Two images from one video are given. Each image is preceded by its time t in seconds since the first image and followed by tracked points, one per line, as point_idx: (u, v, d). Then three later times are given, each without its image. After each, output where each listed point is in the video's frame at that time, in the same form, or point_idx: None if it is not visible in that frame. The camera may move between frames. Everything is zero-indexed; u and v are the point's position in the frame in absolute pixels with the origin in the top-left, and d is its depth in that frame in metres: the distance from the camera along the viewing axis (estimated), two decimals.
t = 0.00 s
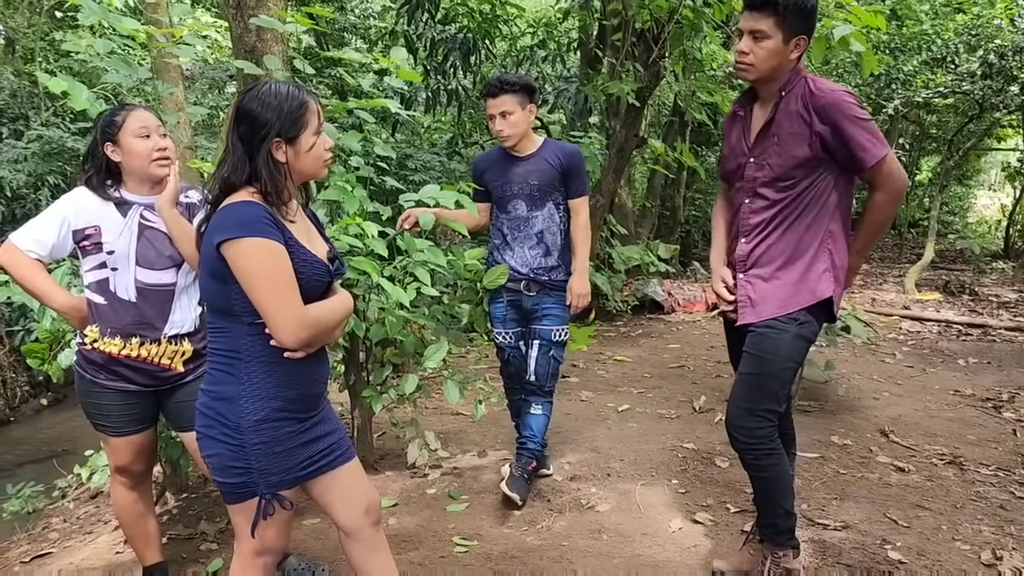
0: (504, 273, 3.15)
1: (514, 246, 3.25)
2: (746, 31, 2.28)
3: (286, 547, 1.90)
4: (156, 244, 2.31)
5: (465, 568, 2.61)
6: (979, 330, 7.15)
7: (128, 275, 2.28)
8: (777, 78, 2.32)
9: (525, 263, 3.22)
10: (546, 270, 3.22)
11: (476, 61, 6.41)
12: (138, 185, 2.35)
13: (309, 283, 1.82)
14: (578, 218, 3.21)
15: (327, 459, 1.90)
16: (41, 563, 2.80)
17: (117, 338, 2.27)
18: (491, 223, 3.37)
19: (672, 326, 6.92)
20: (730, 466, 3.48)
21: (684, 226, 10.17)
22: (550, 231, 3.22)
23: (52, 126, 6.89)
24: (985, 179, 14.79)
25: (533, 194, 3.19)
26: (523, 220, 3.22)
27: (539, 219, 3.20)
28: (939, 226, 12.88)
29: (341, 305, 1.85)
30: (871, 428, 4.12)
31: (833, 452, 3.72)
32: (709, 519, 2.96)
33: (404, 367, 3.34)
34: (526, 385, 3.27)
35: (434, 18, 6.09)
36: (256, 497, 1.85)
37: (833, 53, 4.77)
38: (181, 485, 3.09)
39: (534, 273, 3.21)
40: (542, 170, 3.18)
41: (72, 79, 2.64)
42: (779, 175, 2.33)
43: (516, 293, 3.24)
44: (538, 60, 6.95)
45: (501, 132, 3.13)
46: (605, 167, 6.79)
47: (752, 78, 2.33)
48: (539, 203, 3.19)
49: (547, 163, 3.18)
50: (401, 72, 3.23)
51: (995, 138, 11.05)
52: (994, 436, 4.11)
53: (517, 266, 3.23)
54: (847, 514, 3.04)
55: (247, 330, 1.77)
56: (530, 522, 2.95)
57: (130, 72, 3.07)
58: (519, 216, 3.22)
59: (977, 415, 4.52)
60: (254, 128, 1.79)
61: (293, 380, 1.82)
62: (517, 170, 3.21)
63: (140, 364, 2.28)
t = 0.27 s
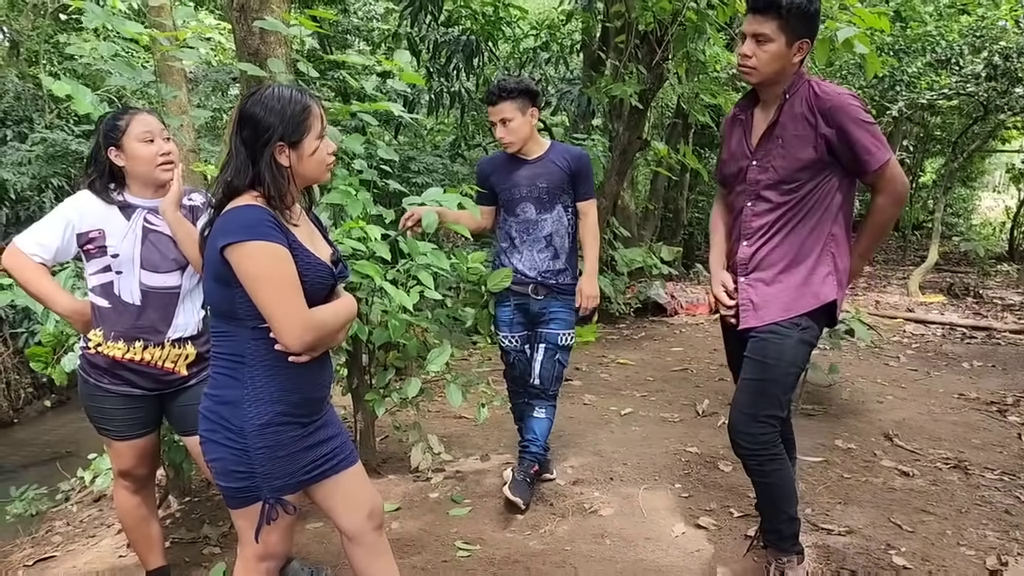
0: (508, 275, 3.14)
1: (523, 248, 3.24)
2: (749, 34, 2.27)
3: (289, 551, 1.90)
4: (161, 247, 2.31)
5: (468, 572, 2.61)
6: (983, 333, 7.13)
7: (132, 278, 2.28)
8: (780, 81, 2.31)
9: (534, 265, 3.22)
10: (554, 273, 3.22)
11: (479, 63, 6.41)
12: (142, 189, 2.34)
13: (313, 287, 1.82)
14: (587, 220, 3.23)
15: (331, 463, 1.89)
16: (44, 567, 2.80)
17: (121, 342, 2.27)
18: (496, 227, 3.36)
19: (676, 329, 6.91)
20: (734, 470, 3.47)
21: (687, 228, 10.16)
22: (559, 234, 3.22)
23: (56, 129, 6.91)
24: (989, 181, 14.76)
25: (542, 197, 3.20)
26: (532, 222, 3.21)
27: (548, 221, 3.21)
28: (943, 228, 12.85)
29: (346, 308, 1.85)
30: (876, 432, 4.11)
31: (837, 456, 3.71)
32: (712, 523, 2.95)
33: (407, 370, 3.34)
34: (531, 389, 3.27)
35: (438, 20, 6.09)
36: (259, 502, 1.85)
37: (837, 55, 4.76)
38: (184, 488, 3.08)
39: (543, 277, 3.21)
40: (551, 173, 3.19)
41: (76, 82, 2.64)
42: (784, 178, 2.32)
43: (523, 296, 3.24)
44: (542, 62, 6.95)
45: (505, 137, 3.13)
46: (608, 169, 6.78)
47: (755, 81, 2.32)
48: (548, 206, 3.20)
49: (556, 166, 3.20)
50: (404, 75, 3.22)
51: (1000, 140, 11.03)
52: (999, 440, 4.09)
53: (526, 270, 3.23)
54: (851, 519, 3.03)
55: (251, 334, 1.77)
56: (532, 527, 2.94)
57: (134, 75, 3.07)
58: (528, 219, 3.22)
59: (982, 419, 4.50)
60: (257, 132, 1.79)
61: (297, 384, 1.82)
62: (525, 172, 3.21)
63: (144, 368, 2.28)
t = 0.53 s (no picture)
0: (506, 285, 3.15)
1: (525, 255, 3.23)
2: (746, 43, 2.27)
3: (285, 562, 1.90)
4: (160, 256, 2.31)
5: None
6: (987, 336, 7.10)
7: (132, 287, 2.28)
8: (778, 90, 2.31)
9: (536, 271, 3.21)
10: (557, 279, 3.21)
11: (481, 66, 6.41)
12: (140, 198, 2.34)
13: (310, 298, 1.81)
14: (595, 222, 3.28)
15: (328, 474, 1.89)
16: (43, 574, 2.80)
17: (120, 351, 2.27)
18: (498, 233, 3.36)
19: (678, 332, 6.90)
20: (735, 476, 3.46)
21: (690, 229, 10.14)
22: (561, 240, 3.22)
23: (58, 131, 6.92)
24: (993, 182, 14.73)
25: (545, 204, 3.19)
26: (534, 229, 3.21)
27: (550, 228, 3.20)
28: (947, 230, 12.81)
29: (343, 318, 1.85)
30: (877, 438, 4.10)
31: (838, 462, 3.69)
32: (712, 531, 2.95)
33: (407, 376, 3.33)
34: (534, 397, 3.26)
35: (440, 23, 6.09)
36: (256, 513, 1.84)
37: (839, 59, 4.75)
38: (184, 494, 3.08)
39: (545, 283, 3.20)
40: (553, 179, 3.18)
41: (76, 90, 2.64)
42: (780, 186, 2.32)
43: (526, 303, 3.23)
44: (544, 64, 6.94)
45: (508, 144, 3.13)
46: (610, 172, 6.77)
47: (753, 90, 2.31)
48: (551, 212, 3.19)
49: (557, 172, 3.19)
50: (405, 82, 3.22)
51: (1004, 141, 10.99)
52: (1001, 446, 4.08)
53: (528, 276, 3.22)
54: (852, 527, 3.02)
55: (248, 345, 1.77)
56: (532, 534, 2.94)
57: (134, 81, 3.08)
58: (531, 225, 3.21)
59: (984, 424, 4.49)
60: (253, 144, 1.79)
61: (294, 395, 1.82)
62: (527, 179, 3.21)
63: (143, 377, 2.28)
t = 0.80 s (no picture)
0: (505, 289, 3.12)
1: (523, 259, 3.22)
2: (742, 50, 2.27)
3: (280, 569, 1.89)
4: (157, 261, 2.30)
5: None
6: (988, 339, 7.09)
7: (129, 292, 2.27)
8: (773, 96, 2.31)
9: (536, 275, 3.21)
10: (557, 283, 3.21)
11: (481, 69, 6.41)
12: (137, 204, 2.34)
13: (306, 304, 1.80)
14: (600, 213, 3.41)
15: (322, 480, 1.88)
16: None
17: (117, 356, 2.25)
18: (496, 237, 3.34)
19: (678, 335, 6.89)
20: (735, 481, 3.45)
21: (690, 232, 10.13)
22: (561, 243, 3.22)
23: (58, 135, 6.92)
24: (995, 184, 14.72)
25: (544, 208, 3.19)
26: (533, 233, 3.20)
27: (549, 231, 3.20)
28: (948, 232, 12.79)
29: (339, 325, 1.84)
30: (878, 442, 4.08)
31: (838, 467, 3.68)
32: (712, 537, 2.93)
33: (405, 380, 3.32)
34: (532, 401, 3.25)
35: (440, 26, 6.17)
36: (250, 519, 1.83)
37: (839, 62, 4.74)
38: (182, 499, 3.07)
39: (544, 288, 3.19)
40: (552, 182, 3.19)
41: (73, 94, 2.64)
42: (776, 191, 2.31)
43: (524, 308, 3.22)
44: (544, 66, 6.94)
45: (507, 150, 3.12)
46: (610, 175, 6.77)
47: (749, 96, 2.31)
48: (550, 216, 3.20)
49: (556, 174, 3.20)
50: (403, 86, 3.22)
51: (1005, 144, 10.98)
52: (1002, 451, 4.06)
53: (527, 280, 3.21)
54: (852, 532, 3.00)
55: (243, 351, 1.76)
56: (531, 540, 2.93)
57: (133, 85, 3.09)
58: (530, 229, 3.20)
59: (985, 428, 4.47)
60: (249, 150, 1.78)
61: (289, 401, 1.81)
62: (525, 183, 3.20)
63: (140, 381, 2.27)
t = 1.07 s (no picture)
0: (504, 291, 3.10)
1: (522, 261, 3.21)
2: (740, 50, 2.27)
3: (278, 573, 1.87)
4: (155, 263, 2.29)
5: None
6: (987, 342, 7.08)
7: (126, 294, 2.25)
8: (772, 96, 2.30)
9: (534, 277, 3.20)
10: (556, 284, 3.21)
11: (479, 71, 6.41)
12: (134, 205, 2.33)
13: (304, 304, 1.79)
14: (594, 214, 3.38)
15: (321, 482, 1.87)
16: None
17: (114, 358, 2.24)
18: (493, 238, 3.33)
19: (677, 337, 6.88)
20: (734, 484, 3.44)
21: (689, 235, 10.13)
22: (559, 245, 3.22)
23: (56, 137, 6.91)
24: (994, 187, 14.72)
25: (543, 210, 3.18)
26: (532, 234, 3.19)
27: (548, 233, 3.19)
28: (947, 235, 12.80)
29: (337, 326, 1.82)
30: (878, 445, 4.07)
31: (838, 470, 3.67)
32: (711, 540, 2.92)
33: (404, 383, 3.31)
34: (529, 404, 3.24)
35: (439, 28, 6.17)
36: (248, 522, 1.82)
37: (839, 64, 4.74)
38: (179, 502, 3.05)
39: (544, 289, 3.19)
40: (551, 184, 3.19)
41: (69, 95, 2.63)
42: (776, 190, 2.30)
43: (522, 310, 3.21)
44: (543, 69, 6.94)
45: (506, 153, 3.11)
46: (609, 177, 6.77)
47: (748, 97, 2.30)
48: (548, 218, 3.19)
49: (555, 176, 3.20)
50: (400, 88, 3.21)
51: (1004, 147, 10.99)
52: (1003, 454, 4.05)
53: (527, 281, 3.20)
54: (852, 536, 2.99)
55: (240, 352, 1.75)
56: (529, 543, 2.91)
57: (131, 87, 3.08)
58: (528, 231, 3.19)
59: (985, 431, 4.46)
60: (247, 148, 1.77)
61: (286, 402, 1.80)
62: (524, 185, 3.20)
63: (136, 384, 2.26)
